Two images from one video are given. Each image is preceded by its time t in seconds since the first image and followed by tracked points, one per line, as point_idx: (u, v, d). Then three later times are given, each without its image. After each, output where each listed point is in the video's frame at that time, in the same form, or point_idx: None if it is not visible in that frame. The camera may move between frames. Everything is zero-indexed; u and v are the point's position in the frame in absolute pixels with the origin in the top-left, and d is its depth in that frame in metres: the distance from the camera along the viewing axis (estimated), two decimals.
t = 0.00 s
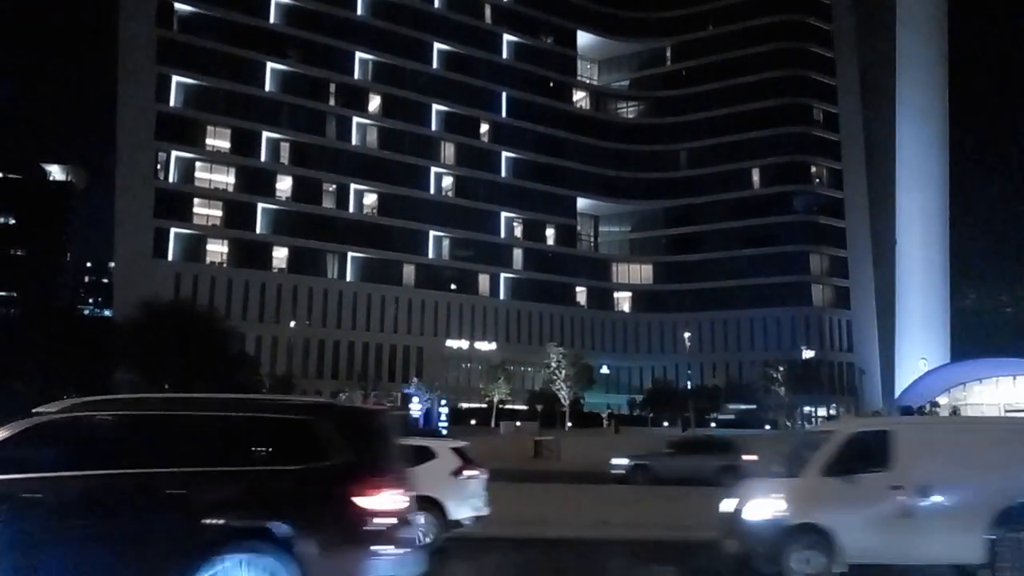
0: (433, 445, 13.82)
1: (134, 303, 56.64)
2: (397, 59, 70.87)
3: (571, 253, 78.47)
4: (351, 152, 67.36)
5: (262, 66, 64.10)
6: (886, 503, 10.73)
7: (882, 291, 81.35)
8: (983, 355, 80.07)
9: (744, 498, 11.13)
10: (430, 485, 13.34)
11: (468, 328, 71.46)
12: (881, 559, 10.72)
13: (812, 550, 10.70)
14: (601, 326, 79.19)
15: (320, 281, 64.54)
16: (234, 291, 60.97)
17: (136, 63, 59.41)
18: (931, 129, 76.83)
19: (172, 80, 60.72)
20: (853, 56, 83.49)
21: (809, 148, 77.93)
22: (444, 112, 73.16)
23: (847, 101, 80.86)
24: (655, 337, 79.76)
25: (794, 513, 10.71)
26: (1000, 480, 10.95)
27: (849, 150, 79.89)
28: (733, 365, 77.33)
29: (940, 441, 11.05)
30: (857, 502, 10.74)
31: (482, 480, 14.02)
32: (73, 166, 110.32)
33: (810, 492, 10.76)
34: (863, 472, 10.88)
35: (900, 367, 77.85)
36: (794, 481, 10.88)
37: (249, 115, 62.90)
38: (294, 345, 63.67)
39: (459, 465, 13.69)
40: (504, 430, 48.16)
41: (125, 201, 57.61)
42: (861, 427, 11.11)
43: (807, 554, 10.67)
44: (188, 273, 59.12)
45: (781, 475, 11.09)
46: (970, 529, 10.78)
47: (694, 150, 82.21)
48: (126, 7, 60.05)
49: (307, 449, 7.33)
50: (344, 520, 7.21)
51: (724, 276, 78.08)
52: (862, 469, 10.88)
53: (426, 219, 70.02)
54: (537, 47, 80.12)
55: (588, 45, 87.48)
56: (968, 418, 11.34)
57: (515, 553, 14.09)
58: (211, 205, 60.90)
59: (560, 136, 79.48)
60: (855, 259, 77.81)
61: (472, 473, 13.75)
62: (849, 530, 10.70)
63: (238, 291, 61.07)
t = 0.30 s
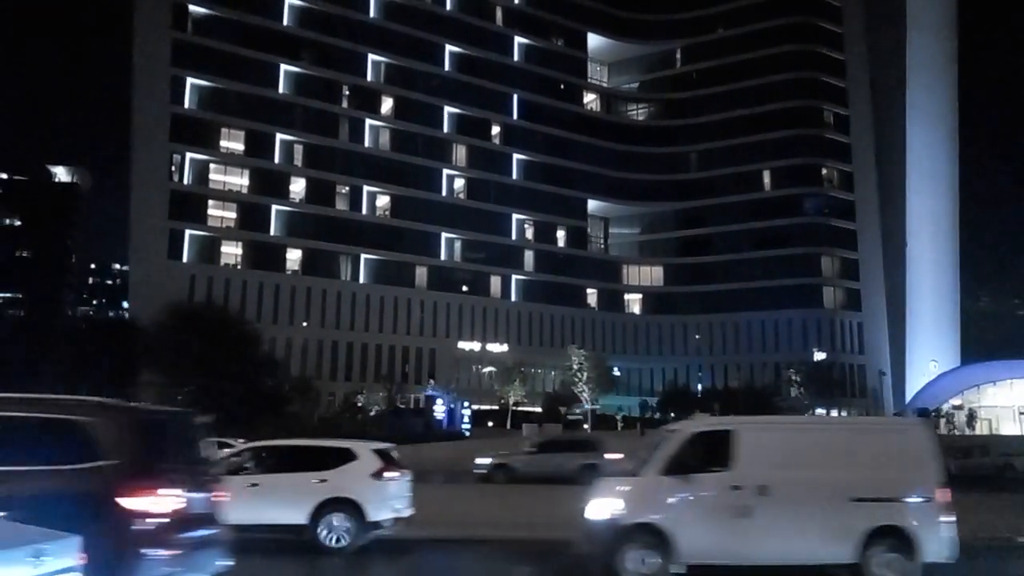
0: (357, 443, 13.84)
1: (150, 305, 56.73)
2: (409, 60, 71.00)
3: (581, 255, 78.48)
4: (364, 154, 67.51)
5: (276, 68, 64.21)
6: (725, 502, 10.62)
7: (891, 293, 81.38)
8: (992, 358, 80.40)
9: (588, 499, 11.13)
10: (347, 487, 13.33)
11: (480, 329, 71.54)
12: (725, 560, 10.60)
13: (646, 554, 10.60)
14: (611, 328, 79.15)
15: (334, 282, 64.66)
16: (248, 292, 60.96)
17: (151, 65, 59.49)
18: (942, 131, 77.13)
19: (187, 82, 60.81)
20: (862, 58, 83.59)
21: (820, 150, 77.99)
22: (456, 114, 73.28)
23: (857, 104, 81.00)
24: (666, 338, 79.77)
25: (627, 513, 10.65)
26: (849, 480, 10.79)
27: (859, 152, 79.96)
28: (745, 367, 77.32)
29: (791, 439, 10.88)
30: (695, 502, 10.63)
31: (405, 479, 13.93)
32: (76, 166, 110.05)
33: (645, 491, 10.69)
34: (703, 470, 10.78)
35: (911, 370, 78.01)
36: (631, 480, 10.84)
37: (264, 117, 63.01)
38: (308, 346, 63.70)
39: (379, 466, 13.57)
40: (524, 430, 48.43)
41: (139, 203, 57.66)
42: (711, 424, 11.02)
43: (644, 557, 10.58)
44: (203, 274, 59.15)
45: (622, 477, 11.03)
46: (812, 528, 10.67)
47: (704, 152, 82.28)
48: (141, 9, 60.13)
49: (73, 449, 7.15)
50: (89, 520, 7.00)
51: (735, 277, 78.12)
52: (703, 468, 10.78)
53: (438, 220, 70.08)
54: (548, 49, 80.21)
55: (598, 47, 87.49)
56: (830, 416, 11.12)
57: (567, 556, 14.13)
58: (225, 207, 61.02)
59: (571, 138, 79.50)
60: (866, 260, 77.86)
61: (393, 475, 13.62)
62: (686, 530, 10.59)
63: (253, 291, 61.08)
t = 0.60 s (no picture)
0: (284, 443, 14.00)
1: (167, 304, 56.74)
2: (422, 59, 71.01)
3: (593, 254, 78.41)
4: (378, 153, 67.59)
5: (291, 67, 64.24)
6: (565, 495, 11.01)
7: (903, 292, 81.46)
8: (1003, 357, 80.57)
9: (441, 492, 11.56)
10: (267, 485, 13.44)
11: (493, 327, 71.55)
12: (569, 557, 10.97)
13: (488, 545, 11.05)
14: (622, 327, 79.11)
15: (348, 280, 64.72)
16: (263, 290, 60.94)
17: (167, 63, 59.49)
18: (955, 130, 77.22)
19: (202, 80, 60.86)
20: (874, 57, 83.56)
21: (832, 148, 77.93)
22: (469, 113, 73.31)
23: (869, 102, 80.97)
24: (677, 337, 79.79)
25: (473, 508, 11.07)
26: (692, 475, 11.06)
27: (871, 151, 79.93)
28: (757, 366, 77.31)
29: (635, 434, 11.17)
30: (538, 495, 11.04)
31: (327, 478, 14.08)
32: (81, 164, 109.77)
33: (490, 484, 11.15)
34: (549, 465, 11.18)
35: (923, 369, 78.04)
36: (479, 472, 11.31)
37: (279, 115, 63.06)
38: (322, 345, 63.71)
39: (300, 464, 13.71)
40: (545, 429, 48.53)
41: (156, 201, 57.68)
42: (562, 420, 11.40)
43: (482, 551, 11.04)
44: (218, 272, 59.15)
45: (474, 471, 11.44)
46: (651, 523, 10.97)
47: (716, 151, 82.21)
48: (157, 7, 60.14)
49: None
50: None
51: (746, 276, 78.11)
52: (548, 462, 11.20)
53: (451, 218, 70.09)
54: (560, 47, 80.18)
55: (609, 45, 87.42)
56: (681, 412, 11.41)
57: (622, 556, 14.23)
58: (240, 205, 61.14)
59: (583, 136, 79.46)
60: (879, 259, 77.84)
61: (313, 473, 13.74)
62: (527, 522, 11.01)
63: (268, 289, 61.08)
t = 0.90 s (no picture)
0: (202, 443, 14.61)
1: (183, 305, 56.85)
2: (435, 60, 71.08)
3: (606, 255, 78.45)
4: (393, 155, 67.73)
5: (306, 68, 64.40)
6: (406, 495, 10.92)
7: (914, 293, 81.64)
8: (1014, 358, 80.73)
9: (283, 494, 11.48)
10: (182, 484, 14.05)
11: (507, 329, 71.60)
12: (406, 557, 10.89)
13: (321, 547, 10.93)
14: (634, 329, 79.20)
15: (363, 282, 64.90)
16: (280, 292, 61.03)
17: (184, 64, 59.63)
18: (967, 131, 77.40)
19: (218, 82, 60.99)
20: (885, 58, 83.60)
21: (844, 149, 77.93)
22: (482, 114, 73.38)
23: (881, 104, 80.95)
24: (689, 339, 79.91)
25: (308, 509, 11.00)
26: (535, 472, 10.96)
27: (883, 153, 79.97)
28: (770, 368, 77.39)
29: (478, 433, 11.13)
30: (377, 495, 10.98)
31: (247, 478, 14.63)
32: (87, 166, 109.78)
33: (333, 484, 11.08)
34: (392, 464, 11.12)
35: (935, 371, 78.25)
36: (324, 472, 11.25)
37: (294, 117, 63.20)
38: (338, 347, 63.90)
39: (216, 464, 14.27)
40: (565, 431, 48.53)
41: (173, 202, 57.84)
42: (409, 420, 11.36)
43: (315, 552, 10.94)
44: (235, 274, 59.26)
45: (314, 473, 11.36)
46: (489, 521, 10.85)
47: (728, 152, 82.23)
48: (173, 8, 60.22)
49: None
50: None
51: (758, 277, 78.26)
52: (390, 462, 11.13)
53: (465, 220, 70.20)
54: (572, 49, 80.27)
55: (619, 46, 87.46)
56: (532, 413, 11.33)
57: (678, 556, 14.38)
58: (256, 207, 61.28)
59: (594, 138, 79.49)
60: (891, 260, 77.86)
61: (230, 473, 14.29)
62: (368, 523, 10.93)
63: (284, 291, 61.16)
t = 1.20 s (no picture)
0: (116, 438, 14.05)
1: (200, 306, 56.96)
2: (449, 60, 71.11)
3: (618, 255, 78.45)
4: (407, 155, 67.77)
5: (322, 69, 64.47)
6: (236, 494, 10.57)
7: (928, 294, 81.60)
8: None
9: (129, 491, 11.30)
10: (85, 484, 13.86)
11: (520, 329, 71.43)
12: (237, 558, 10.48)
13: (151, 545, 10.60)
14: (646, 329, 79.20)
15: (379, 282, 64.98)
16: (296, 291, 61.03)
17: (200, 66, 59.78)
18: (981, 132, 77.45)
19: (234, 83, 61.00)
20: (898, 59, 83.60)
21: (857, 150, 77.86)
22: (495, 115, 73.37)
23: (893, 104, 80.87)
24: (701, 339, 79.88)
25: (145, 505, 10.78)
26: (374, 470, 10.54)
27: (895, 154, 79.92)
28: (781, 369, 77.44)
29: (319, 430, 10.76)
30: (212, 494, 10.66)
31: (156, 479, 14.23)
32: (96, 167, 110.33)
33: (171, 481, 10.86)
34: (232, 463, 10.78)
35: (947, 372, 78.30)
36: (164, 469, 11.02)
37: (309, 117, 63.19)
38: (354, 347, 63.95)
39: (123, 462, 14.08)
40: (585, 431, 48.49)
41: (190, 203, 57.95)
42: (267, 417, 11.04)
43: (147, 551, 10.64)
44: (252, 274, 59.29)
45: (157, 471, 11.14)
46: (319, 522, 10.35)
47: (740, 152, 82.14)
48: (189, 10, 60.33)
49: None
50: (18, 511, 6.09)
51: (770, 277, 78.31)
52: (234, 460, 10.77)
53: (478, 221, 70.18)
54: (584, 50, 80.18)
55: (632, 47, 87.45)
56: (381, 412, 10.96)
57: (739, 556, 14.33)
58: (272, 208, 61.34)
59: (607, 138, 79.43)
60: (904, 261, 77.80)
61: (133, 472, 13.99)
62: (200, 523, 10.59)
63: (300, 291, 61.16)
